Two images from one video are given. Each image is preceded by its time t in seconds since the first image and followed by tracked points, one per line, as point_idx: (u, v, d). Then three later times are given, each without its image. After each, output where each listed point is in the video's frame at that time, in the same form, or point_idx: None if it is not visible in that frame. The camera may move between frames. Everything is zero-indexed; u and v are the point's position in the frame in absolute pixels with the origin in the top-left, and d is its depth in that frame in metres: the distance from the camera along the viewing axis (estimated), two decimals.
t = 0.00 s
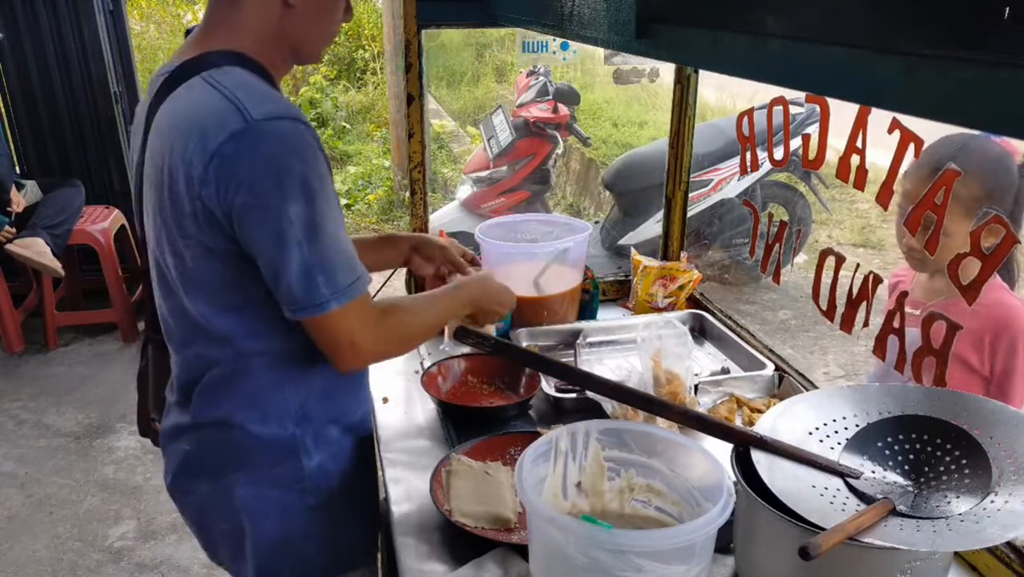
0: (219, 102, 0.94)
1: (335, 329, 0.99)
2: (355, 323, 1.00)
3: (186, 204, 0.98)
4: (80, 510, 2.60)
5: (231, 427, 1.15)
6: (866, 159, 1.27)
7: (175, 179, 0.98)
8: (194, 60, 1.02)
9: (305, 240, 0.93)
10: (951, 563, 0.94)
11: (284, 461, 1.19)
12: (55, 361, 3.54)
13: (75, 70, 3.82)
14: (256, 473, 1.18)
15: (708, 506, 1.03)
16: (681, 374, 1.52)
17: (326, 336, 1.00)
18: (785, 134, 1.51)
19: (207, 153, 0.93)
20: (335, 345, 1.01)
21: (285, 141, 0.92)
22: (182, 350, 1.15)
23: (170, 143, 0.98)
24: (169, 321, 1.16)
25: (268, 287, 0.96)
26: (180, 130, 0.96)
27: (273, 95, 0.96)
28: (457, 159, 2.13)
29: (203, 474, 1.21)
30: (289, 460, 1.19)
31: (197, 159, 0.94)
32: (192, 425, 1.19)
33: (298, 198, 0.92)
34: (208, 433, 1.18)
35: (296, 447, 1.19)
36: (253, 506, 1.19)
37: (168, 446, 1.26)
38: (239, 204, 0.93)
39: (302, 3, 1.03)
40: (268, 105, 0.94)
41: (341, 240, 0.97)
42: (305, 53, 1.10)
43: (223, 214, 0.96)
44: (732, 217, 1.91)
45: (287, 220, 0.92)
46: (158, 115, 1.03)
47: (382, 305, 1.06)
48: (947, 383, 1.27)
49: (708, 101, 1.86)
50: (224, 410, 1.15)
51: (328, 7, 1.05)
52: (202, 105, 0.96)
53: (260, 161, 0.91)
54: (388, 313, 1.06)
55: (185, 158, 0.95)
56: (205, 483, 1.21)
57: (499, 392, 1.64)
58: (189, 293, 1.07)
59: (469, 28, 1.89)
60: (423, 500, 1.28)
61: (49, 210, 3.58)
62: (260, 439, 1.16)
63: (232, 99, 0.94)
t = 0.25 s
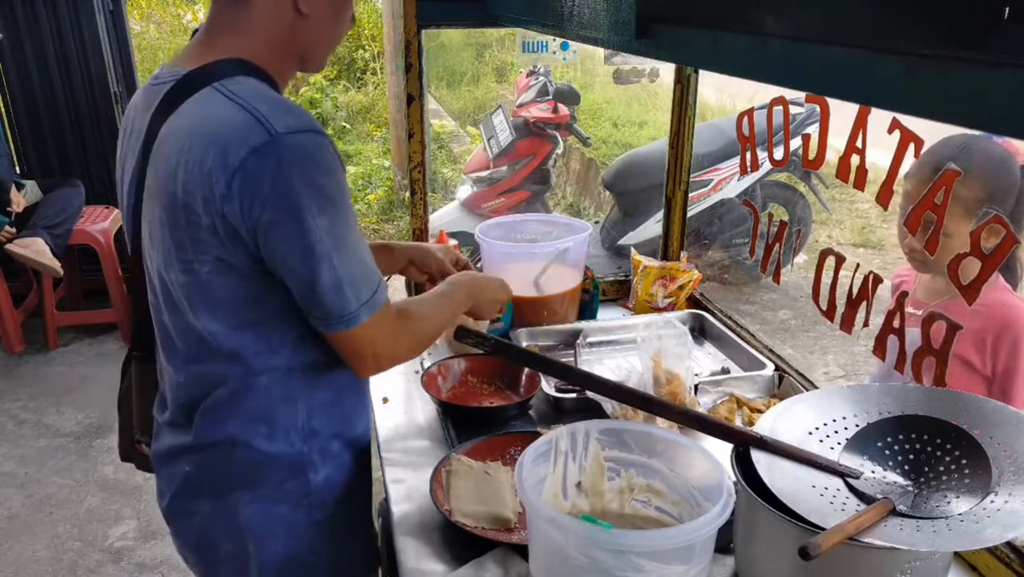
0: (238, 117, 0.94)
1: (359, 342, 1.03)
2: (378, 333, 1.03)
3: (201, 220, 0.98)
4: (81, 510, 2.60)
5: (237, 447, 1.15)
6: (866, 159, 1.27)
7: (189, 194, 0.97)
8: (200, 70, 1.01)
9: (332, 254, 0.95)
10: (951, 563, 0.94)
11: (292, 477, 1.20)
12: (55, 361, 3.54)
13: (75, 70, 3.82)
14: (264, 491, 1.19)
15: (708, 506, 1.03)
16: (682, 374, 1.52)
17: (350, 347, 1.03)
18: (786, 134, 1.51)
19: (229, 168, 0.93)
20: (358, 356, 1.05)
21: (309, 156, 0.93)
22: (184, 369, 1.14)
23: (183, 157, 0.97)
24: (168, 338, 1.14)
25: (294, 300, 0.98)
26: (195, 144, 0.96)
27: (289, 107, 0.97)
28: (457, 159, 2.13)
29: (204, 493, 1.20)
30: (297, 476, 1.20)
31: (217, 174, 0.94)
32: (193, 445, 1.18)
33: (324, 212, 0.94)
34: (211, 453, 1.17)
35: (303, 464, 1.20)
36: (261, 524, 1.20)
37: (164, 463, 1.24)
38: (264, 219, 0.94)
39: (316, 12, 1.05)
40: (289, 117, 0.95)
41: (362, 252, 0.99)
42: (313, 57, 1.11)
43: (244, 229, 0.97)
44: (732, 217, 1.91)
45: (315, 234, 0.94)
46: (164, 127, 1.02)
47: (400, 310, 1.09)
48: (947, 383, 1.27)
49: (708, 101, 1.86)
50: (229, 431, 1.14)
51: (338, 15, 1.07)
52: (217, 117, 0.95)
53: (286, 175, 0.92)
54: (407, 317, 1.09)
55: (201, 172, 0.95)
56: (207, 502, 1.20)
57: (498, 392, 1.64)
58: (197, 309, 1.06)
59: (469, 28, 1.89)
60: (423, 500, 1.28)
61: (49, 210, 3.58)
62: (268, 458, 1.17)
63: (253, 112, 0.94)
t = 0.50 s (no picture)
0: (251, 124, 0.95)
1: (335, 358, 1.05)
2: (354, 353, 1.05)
3: (208, 227, 0.98)
4: (81, 510, 2.60)
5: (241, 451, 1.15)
6: (866, 159, 1.27)
7: (197, 202, 0.97)
8: (208, 77, 1.02)
9: (337, 264, 0.97)
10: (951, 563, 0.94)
11: (296, 480, 1.20)
12: (55, 361, 3.54)
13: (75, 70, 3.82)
14: (270, 495, 1.19)
15: (708, 506, 1.03)
16: (682, 374, 1.52)
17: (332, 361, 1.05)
18: (785, 134, 1.51)
19: (241, 175, 0.94)
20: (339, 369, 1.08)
21: (320, 167, 0.95)
22: (187, 377, 1.13)
23: (191, 161, 0.97)
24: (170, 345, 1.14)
25: (296, 309, 1.00)
26: (204, 150, 0.96)
27: (300, 116, 0.98)
28: (457, 159, 2.13)
29: (210, 498, 1.19)
30: (302, 479, 1.20)
31: (228, 182, 0.94)
32: (198, 450, 1.17)
33: (333, 222, 0.96)
34: (216, 458, 1.16)
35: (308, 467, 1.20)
36: (266, 528, 1.19)
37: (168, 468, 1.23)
38: (272, 228, 0.95)
39: (322, 15, 1.06)
40: (300, 126, 0.96)
41: (364, 262, 1.02)
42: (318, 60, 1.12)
43: (252, 237, 0.97)
44: (732, 217, 1.91)
45: (324, 244, 0.96)
46: (171, 132, 1.01)
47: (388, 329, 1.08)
48: (947, 383, 1.27)
49: (708, 101, 1.86)
50: (234, 436, 1.14)
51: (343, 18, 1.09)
52: (228, 124, 0.96)
53: (298, 184, 0.94)
54: (390, 334, 1.09)
55: (211, 180, 0.95)
56: (213, 506, 1.20)
57: (498, 392, 1.64)
58: (203, 318, 1.05)
59: (469, 28, 1.89)
60: (423, 500, 1.28)
61: (49, 210, 3.58)
62: (274, 462, 1.17)
63: (265, 120, 0.95)
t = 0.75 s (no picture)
0: (246, 120, 0.96)
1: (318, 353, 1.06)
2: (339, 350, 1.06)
3: (205, 220, 0.99)
4: (81, 510, 2.60)
5: (249, 438, 1.17)
6: (866, 159, 1.27)
7: (195, 195, 0.98)
8: (205, 73, 1.02)
9: (327, 261, 0.99)
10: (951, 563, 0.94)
11: (302, 465, 1.22)
12: (55, 361, 3.54)
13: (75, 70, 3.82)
14: (278, 480, 1.21)
15: (708, 506, 1.03)
16: (682, 374, 1.52)
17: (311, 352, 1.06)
18: (785, 134, 1.51)
19: (236, 170, 0.95)
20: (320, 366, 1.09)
21: (315, 163, 0.96)
22: (191, 368, 1.15)
23: (190, 155, 0.98)
24: (173, 336, 1.15)
25: (284, 305, 1.01)
26: (202, 144, 0.97)
27: (296, 113, 0.99)
28: (457, 160, 2.13)
29: (218, 485, 1.21)
30: (308, 463, 1.23)
31: (224, 176, 0.95)
32: (205, 439, 1.19)
33: (325, 219, 0.97)
34: (223, 446, 1.18)
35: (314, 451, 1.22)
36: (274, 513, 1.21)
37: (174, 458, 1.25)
38: (265, 223, 0.97)
39: (317, 12, 1.05)
40: (296, 123, 0.98)
41: (357, 257, 1.03)
42: (314, 57, 1.13)
43: (246, 231, 0.99)
44: (732, 217, 1.90)
45: (315, 240, 0.97)
46: (171, 127, 1.02)
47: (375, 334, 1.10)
48: (947, 383, 1.27)
49: (708, 101, 1.86)
50: (241, 422, 1.16)
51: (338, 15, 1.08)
52: (225, 120, 0.97)
53: (292, 181, 0.95)
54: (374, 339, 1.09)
55: (208, 174, 0.96)
56: (221, 493, 1.22)
57: (498, 392, 1.64)
58: (203, 308, 1.07)
59: (469, 28, 1.89)
60: (423, 500, 1.28)
61: (48, 210, 3.58)
62: (280, 447, 1.19)
63: (261, 116, 0.96)
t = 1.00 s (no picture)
0: (246, 113, 0.97)
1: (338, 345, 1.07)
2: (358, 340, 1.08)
3: (208, 212, 1.00)
4: (81, 510, 2.60)
5: (251, 427, 1.18)
6: (866, 159, 1.27)
7: (198, 188, 0.99)
8: (206, 69, 1.03)
9: (331, 251, 1.00)
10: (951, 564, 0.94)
11: (303, 455, 1.23)
12: (55, 361, 3.54)
13: (75, 70, 3.82)
14: (279, 469, 1.22)
15: (708, 506, 1.03)
16: (682, 374, 1.52)
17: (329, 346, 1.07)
18: (786, 134, 1.51)
19: (238, 163, 0.96)
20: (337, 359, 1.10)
21: (314, 155, 0.97)
22: (195, 359, 1.16)
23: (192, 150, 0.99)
24: (176, 326, 1.17)
25: (289, 295, 1.03)
26: (203, 138, 0.98)
27: (296, 107, 1.00)
28: (457, 160, 2.11)
29: (221, 473, 1.23)
30: (308, 453, 1.24)
31: (226, 168, 0.96)
32: (208, 428, 1.20)
33: (327, 210, 0.99)
34: (225, 435, 1.20)
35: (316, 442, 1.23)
36: (275, 502, 1.23)
37: (178, 446, 1.27)
38: (268, 215, 0.98)
39: (313, 9, 1.06)
40: (296, 116, 0.98)
41: (358, 248, 1.04)
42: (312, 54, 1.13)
43: (249, 223, 1.00)
44: (732, 217, 1.89)
45: (318, 231, 0.98)
46: (172, 122, 1.03)
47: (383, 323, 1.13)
48: (948, 383, 1.27)
49: (708, 101, 1.86)
50: (244, 411, 1.17)
51: (335, 11, 1.08)
52: (225, 114, 0.98)
53: (293, 173, 0.96)
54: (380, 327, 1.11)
55: (210, 167, 0.97)
56: (223, 481, 1.23)
57: (498, 392, 1.64)
58: (205, 298, 1.08)
59: (469, 28, 1.89)
60: (422, 500, 1.28)
61: (48, 210, 3.58)
62: (282, 437, 1.20)
63: (261, 110, 0.97)
